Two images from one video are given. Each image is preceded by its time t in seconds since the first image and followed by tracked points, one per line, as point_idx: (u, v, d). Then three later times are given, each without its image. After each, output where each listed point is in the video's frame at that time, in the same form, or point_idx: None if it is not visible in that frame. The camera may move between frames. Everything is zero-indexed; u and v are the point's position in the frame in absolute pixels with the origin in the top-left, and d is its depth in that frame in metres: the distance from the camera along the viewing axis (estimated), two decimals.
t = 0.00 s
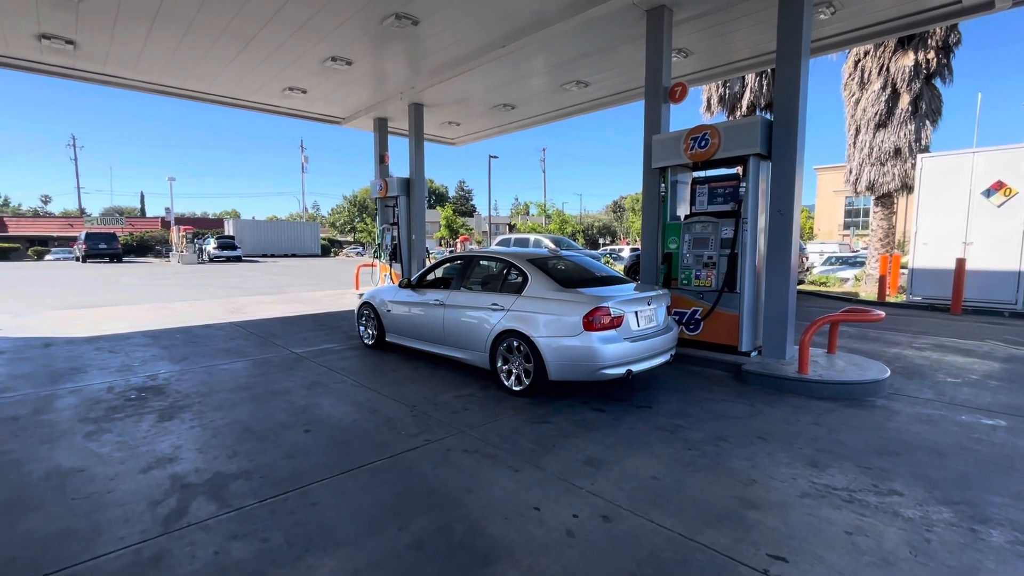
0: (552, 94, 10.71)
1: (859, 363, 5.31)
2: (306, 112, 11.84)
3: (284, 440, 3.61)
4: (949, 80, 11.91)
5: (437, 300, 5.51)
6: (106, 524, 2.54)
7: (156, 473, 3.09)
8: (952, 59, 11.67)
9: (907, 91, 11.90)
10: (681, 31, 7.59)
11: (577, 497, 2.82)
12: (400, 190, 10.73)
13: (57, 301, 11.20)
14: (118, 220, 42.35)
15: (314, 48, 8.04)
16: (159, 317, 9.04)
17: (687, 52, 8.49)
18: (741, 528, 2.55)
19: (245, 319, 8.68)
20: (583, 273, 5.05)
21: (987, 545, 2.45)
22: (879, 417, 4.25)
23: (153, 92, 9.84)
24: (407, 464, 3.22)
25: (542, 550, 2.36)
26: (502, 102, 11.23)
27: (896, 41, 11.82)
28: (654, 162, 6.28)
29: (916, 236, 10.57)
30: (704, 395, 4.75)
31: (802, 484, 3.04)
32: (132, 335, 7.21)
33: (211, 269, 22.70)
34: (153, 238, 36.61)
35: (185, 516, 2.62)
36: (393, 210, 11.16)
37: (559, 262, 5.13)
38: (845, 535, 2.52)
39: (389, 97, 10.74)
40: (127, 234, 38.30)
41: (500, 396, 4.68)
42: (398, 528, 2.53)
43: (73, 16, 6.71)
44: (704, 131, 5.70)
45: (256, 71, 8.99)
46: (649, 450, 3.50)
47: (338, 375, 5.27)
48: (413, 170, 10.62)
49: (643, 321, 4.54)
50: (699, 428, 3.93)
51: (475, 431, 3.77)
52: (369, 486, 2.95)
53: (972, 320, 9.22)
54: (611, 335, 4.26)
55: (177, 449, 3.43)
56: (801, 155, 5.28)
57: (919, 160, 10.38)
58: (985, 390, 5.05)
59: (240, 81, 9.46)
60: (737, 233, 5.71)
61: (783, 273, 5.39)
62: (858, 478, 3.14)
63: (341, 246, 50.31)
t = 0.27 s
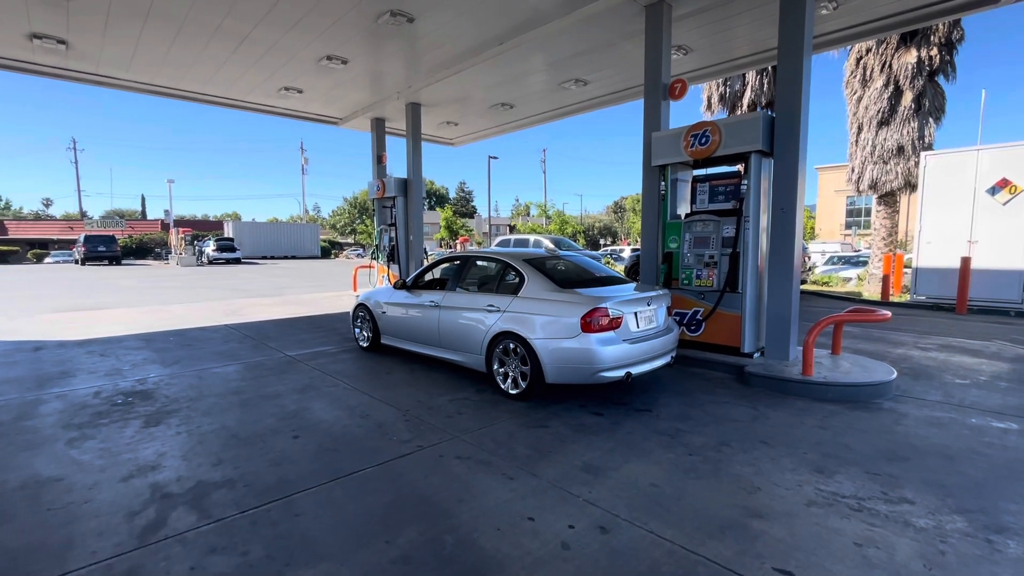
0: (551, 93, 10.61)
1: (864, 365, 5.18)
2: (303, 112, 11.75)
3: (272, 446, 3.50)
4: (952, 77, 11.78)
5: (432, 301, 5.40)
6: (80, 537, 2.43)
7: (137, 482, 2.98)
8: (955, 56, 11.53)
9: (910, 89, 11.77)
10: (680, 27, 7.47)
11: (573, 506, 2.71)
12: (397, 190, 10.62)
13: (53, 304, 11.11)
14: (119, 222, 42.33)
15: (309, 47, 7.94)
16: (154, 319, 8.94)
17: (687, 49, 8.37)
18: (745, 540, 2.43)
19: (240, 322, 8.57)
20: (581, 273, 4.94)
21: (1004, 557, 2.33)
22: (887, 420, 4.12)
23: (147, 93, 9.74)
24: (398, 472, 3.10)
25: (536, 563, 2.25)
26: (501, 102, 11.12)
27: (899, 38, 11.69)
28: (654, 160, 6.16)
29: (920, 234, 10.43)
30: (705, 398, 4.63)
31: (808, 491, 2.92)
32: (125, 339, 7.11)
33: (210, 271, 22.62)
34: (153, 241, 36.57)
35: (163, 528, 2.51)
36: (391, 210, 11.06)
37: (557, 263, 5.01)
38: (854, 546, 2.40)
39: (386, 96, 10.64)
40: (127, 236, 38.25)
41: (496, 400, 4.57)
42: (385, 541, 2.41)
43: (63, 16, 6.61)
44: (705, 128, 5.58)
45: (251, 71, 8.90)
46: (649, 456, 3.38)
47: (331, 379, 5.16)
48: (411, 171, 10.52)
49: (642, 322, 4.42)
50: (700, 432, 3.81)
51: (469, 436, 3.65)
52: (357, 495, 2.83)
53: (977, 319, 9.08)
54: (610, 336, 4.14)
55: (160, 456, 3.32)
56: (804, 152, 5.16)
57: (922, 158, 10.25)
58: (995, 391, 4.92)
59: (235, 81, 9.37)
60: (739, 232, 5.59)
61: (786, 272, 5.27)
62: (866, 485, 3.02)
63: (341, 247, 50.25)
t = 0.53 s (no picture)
0: (547, 92, 10.52)
1: (864, 368, 5.09)
2: (297, 113, 11.65)
3: (255, 456, 3.39)
4: (950, 76, 11.71)
5: (424, 304, 5.30)
6: (46, 555, 2.32)
7: (112, 495, 2.87)
8: (953, 54, 11.46)
9: (908, 88, 11.70)
10: (676, 26, 7.38)
11: (564, 519, 2.61)
12: (392, 191, 10.52)
13: (44, 308, 10.98)
14: (115, 224, 42.16)
15: (301, 46, 7.84)
16: (145, 323, 8.83)
17: (683, 48, 8.28)
18: (742, 555, 2.33)
19: (232, 325, 8.46)
20: (575, 275, 4.84)
21: (1011, 572, 2.23)
22: (887, 426, 4.03)
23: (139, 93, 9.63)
24: (383, 483, 3.00)
25: None
26: (496, 101, 11.04)
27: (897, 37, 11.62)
28: (650, 160, 6.07)
29: (919, 234, 10.36)
30: (702, 403, 4.53)
31: (808, 502, 2.82)
32: (113, 343, 7.00)
33: (206, 273, 22.49)
34: (149, 242, 36.41)
35: (135, 545, 2.40)
36: (386, 212, 10.96)
37: (550, 265, 4.91)
38: (855, 561, 2.30)
39: (381, 96, 10.54)
40: (123, 238, 38.08)
41: (488, 405, 4.47)
42: (367, 557, 2.31)
43: (49, 15, 6.51)
44: (701, 127, 5.49)
45: (242, 71, 8.80)
46: (644, 464, 3.28)
47: (321, 384, 5.06)
48: (406, 171, 10.42)
49: (638, 326, 4.33)
50: (696, 439, 3.71)
51: (459, 445, 3.56)
52: (340, 508, 2.73)
53: (977, 320, 9.00)
54: (604, 340, 4.04)
55: (139, 467, 3.21)
56: (802, 151, 5.07)
57: (921, 158, 10.18)
58: (996, 394, 4.83)
59: (227, 81, 9.27)
60: (736, 233, 5.50)
61: (784, 273, 5.17)
62: (867, 494, 2.92)
63: (339, 248, 50.12)
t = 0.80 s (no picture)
0: (543, 91, 10.44)
1: (864, 368, 5.04)
2: (290, 112, 11.52)
3: (244, 462, 3.30)
4: (947, 75, 11.70)
5: (419, 305, 5.21)
6: (23, 569, 2.23)
7: (94, 504, 2.78)
8: (949, 53, 11.45)
9: (904, 87, 11.69)
10: (674, 23, 7.32)
11: (561, 527, 2.53)
12: (387, 191, 10.42)
13: (32, 309, 10.82)
14: (108, 224, 41.81)
15: (293, 44, 7.74)
16: (136, 324, 8.70)
17: (680, 46, 8.22)
18: (746, 564, 2.26)
19: (224, 326, 8.35)
20: (572, 275, 4.77)
21: None
22: (889, 428, 3.98)
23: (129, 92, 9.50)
24: (376, 490, 2.91)
25: None
26: (492, 100, 10.95)
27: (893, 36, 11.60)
28: (647, 159, 6.00)
29: (916, 233, 10.34)
30: (702, 405, 4.47)
31: (811, 508, 2.76)
32: (103, 345, 6.88)
33: (199, 273, 22.30)
34: (142, 243, 36.12)
35: (116, 558, 2.31)
36: (381, 211, 10.86)
37: (547, 265, 4.84)
38: (862, 570, 2.23)
39: (375, 95, 10.44)
40: (116, 238, 37.78)
41: (485, 409, 4.39)
42: (357, 570, 2.23)
43: (35, 11, 6.38)
44: (699, 125, 5.42)
45: (234, 69, 8.68)
46: (643, 469, 3.21)
47: (313, 387, 4.97)
48: (400, 171, 10.32)
49: (636, 327, 4.26)
50: (696, 442, 3.64)
51: (454, 449, 3.47)
52: (331, 517, 2.65)
53: (974, 319, 8.99)
54: (602, 342, 3.97)
55: (123, 475, 3.12)
56: (801, 149, 5.01)
57: (917, 157, 10.16)
58: (997, 395, 4.79)
59: (219, 79, 9.15)
60: (734, 233, 5.43)
61: (783, 274, 5.11)
62: (871, 500, 2.86)
63: (334, 249, 49.91)
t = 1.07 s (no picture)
0: (539, 90, 10.40)
1: (863, 368, 5.05)
2: (284, 109, 11.40)
3: (244, 465, 3.25)
4: (939, 76, 11.79)
5: (418, 305, 5.16)
6: None
7: (91, 510, 2.72)
8: (942, 54, 11.53)
9: (898, 87, 11.76)
10: (672, 22, 7.30)
11: (569, 531, 2.50)
12: (383, 189, 10.35)
13: (21, 309, 10.65)
14: (98, 222, 41.35)
15: (288, 40, 7.65)
16: (128, 324, 8.58)
17: (678, 45, 8.20)
18: (757, 567, 2.25)
19: (218, 326, 8.25)
20: (573, 275, 4.74)
21: None
22: (890, 427, 3.98)
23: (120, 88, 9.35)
24: (380, 494, 2.87)
25: None
26: (488, 99, 10.89)
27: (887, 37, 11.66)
28: (647, 158, 5.99)
29: (909, 233, 10.41)
30: (703, 405, 4.46)
31: (818, 509, 2.75)
32: (95, 346, 6.77)
33: (191, 272, 22.09)
34: (133, 241, 35.71)
35: (115, 566, 2.26)
36: (377, 210, 10.78)
37: (548, 265, 4.81)
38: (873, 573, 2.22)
39: (371, 93, 10.36)
40: (106, 236, 37.36)
41: (486, 409, 4.35)
42: None
43: (24, 6, 6.25)
44: (700, 124, 5.41)
45: (228, 65, 8.58)
46: (648, 471, 3.19)
47: (312, 388, 4.91)
48: (396, 169, 10.25)
49: (638, 327, 4.24)
50: (700, 443, 3.63)
51: (457, 451, 3.44)
52: (335, 522, 2.60)
53: (967, 318, 9.06)
54: (605, 342, 3.95)
55: (120, 479, 3.05)
56: (801, 149, 5.01)
57: (911, 157, 10.23)
58: (994, 394, 4.82)
59: (213, 76, 9.04)
60: (734, 232, 5.43)
61: (783, 274, 5.11)
62: (877, 500, 2.86)
63: (327, 247, 49.65)
